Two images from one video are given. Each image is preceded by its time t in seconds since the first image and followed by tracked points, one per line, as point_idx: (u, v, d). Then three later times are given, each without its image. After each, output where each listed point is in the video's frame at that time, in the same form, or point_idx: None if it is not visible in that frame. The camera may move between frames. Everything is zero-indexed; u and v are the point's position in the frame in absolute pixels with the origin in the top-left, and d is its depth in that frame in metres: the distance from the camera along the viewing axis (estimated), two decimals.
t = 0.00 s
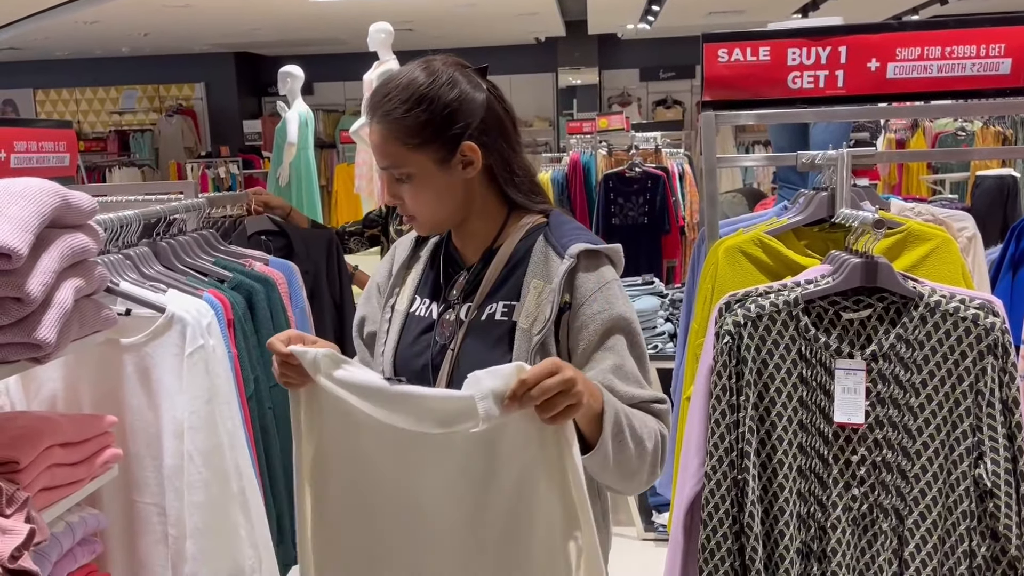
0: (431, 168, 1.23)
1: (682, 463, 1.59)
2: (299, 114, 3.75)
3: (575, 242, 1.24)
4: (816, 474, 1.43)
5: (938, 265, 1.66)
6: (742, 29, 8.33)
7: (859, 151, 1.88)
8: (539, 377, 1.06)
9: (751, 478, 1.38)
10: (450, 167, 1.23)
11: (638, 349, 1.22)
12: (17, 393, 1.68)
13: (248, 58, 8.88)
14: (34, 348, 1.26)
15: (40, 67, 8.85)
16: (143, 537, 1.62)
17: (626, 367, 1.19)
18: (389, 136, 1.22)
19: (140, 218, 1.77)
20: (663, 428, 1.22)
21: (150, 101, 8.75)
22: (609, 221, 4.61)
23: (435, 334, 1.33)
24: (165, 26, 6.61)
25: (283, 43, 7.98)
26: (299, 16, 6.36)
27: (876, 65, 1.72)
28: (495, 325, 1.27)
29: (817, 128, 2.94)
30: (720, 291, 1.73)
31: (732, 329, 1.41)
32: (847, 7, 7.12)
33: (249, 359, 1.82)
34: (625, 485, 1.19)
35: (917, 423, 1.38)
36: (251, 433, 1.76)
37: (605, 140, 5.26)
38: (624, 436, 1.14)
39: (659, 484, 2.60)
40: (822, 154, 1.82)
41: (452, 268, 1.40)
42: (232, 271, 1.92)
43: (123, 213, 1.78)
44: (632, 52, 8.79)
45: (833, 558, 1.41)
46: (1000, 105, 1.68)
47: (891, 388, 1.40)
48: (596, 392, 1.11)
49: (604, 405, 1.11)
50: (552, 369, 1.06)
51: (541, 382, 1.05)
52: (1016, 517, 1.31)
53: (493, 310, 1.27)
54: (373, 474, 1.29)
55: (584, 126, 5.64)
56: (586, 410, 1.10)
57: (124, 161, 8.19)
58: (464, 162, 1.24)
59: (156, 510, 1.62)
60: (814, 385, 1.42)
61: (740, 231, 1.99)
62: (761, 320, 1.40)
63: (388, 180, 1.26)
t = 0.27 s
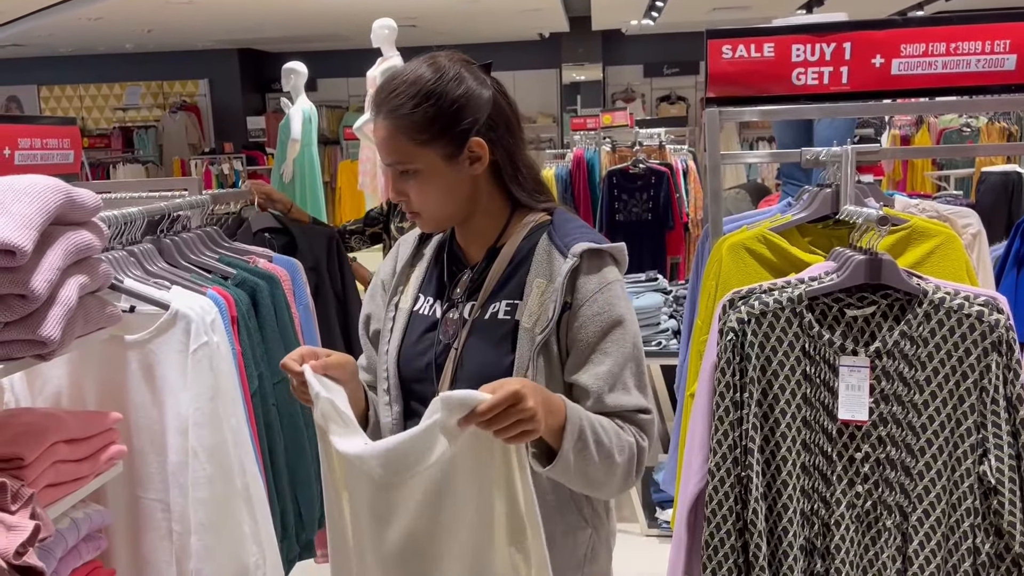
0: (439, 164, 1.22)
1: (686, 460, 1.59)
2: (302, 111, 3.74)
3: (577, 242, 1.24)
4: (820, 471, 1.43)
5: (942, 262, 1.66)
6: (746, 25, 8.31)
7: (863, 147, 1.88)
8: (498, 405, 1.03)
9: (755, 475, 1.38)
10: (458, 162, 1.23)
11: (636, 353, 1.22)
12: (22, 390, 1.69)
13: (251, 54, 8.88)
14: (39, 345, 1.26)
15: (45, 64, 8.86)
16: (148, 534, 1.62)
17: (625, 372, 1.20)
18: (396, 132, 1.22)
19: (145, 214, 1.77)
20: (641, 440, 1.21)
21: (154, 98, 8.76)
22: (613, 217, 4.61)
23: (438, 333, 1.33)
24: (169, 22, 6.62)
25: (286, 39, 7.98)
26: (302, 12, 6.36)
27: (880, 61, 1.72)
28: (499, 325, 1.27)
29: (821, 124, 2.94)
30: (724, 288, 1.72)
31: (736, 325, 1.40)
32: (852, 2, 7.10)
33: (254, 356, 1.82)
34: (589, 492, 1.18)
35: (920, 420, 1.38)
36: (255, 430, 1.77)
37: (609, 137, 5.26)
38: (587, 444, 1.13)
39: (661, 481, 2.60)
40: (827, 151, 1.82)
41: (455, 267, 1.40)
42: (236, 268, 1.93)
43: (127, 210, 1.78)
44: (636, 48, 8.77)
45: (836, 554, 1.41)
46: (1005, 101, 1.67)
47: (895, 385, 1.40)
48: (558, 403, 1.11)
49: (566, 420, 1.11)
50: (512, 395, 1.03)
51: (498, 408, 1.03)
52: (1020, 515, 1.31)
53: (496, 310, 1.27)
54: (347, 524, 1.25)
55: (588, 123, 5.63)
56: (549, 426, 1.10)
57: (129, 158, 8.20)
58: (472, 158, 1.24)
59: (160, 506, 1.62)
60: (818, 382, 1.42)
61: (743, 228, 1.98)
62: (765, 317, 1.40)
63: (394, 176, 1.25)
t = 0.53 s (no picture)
0: (455, 158, 1.22)
1: (690, 457, 1.59)
2: (305, 107, 3.73)
3: (582, 239, 1.24)
4: (824, 468, 1.42)
5: (947, 258, 1.65)
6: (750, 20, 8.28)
7: (867, 142, 1.88)
8: (501, 428, 1.03)
9: (760, 471, 1.38)
10: (474, 156, 1.23)
11: (638, 352, 1.22)
12: (27, 386, 1.69)
13: (255, 50, 8.88)
14: (44, 342, 1.27)
15: (48, 60, 8.87)
16: (152, 530, 1.63)
17: (627, 366, 1.20)
18: (411, 124, 1.20)
19: (149, 211, 1.78)
20: (642, 441, 1.21)
21: (158, 94, 8.77)
22: (617, 214, 4.61)
23: (442, 330, 1.33)
24: (173, 18, 6.62)
25: (289, 36, 7.97)
26: (306, 8, 6.36)
27: (886, 57, 1.71)
28: (503, 322, 1.27)
29: (825, 120, 2.93)
30: (729, 285, 1.72)
31: (740, 322, 1.40)
32: None
33: (258, 352, 1.83)
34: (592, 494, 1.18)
35: (925, 416, 1.38)
36: (260, 425, 1.78)
37: (612, 133, 5.25)
38: (589, 450, 1.13)
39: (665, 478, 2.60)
40: (831, 147, 1.81)
41: (459, 264, 1.40)
42: (241, 264, 1.93)
43: (131, 206, 1.78)
44: (640, 44, 8.75)
45: (841, 551, 1.41)
46: (1011, 96, 1.66)
47: (900, 381, 1.39)
48: (558, 413, 1.12)
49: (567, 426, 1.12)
50: (516, 417, 1.03)
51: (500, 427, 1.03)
52: None
53: (501, 307, 1.27)
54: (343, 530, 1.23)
55: (592, 119, 5.62)
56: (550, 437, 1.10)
57: (132, 154, 8.22)
58: (487, 152, 1.24)
59: (164, 502, 1.62)
60: (823, 379, 1.42)
61: (748, 224, 1.98)
62: (769, 314, 1.40)
63: (405, 168, 1.23)
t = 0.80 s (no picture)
0: (469, 150, 1.22)
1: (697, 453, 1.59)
2: (309, 103, 3.72)
3: (592, 235, 1.24)
4: (832, 463, 1.42)
5: (955, 253, 1.65)
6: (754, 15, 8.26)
7: (875, 138, 1.87)
8: (499, 407, 1.05)
9: (768, 467, 1.37)
10: (489, 150, 1.24)
11: (645, 347, 1.22)
12: (35, 382, 1.69)
13: (258, 46, 8.87)
14: (53, 337, 1.26)
15: (52, 57, 8.87)
16: (161, 525, 1.63)
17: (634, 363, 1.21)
18: (427, 115, 1.19)
19: (155, 207, 1.78)
20: (644, 435, 1.22)
21: (161, 90, 8.77)
22: (621, 210, 4.60)
23: (450, 327, 1.33)
24: (176, 15, 6.61)
25: (292, 32, 7.96)
26: (309, 5, 6.35)
27: (893, 51, 1.71)
28: (513, 318, 1.27)
29: (831, 115, 2.92)
30: (735, 280, 1.72)
31: (748, 317, 1.40)
32: None
33: (265, 348, 1.83)
34: (590, 484, 1.19)
35: (933, 412, 1.37)
36: (266, 421, 1.78)
37: (616, 128, 5.24)
38: (588, 440, 1.15)
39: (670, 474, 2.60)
40: (839, 142, 1.80)
41: (466, 259, 1.40)
42: (247, 261, 1.93)
43: (138, 202, 1.78)
44: (643, 39, 8.72)
45: (849, 546, 1.41)
46: (1019, 90, 1.66)
47: (908, 377, 1.39)
48: (558, 399, 1.13)
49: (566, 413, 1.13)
50: (516, 397, 1.05)
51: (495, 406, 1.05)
52: None
53: (510, 303, 1.27)
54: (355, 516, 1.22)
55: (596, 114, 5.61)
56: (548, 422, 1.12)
57: (136, 151, 8.22)
58: (501, 146, 1.25)
59: (173, 498, 1.63)
60: (830, 374, 1.41)
61: (755, 220, 1.98)
62: (777, 309, 1.39)
63: (419, 159, 1.23)
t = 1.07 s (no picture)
0: (482, 143, 1.21)
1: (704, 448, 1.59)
2: (314, 99, 3.72)
3: (601, 231, 1.25)
4: (840, 458, 1.42)
5: (963, 248, 1.65)
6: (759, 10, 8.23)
7: (883, 132, 1.87)
8: (446, 370, 1.11)
9: (775, 462, 1.37)
10: (501, 144, 1.23)
11: (647, 341, 1.23)
12: (43, 376, 1.70)
13: (262, 42, 8.87)
14: (61, 333, 1.27)
15: (58, 53, 8.89)
16: (169, 520, 1.64)
17: (633, 357, 1.21)
18: (441, 109, 1.19)
19: (162, 203, 1.78)
20: (629, 433, 1.20)
21: (166, 86, 8.78)
22: (626, 205, 4.60)
23: (459, 321, 1.33)
24: (182, 11, 6.61)
25: (296, 27, 7.95)
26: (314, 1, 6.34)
27: (901, 45, 1.70)
28: (522, 312, 1.26)
29: (838, 109, 2.91)
30: (743, 275, 1.71)
31: (756, 312, 1.40)
32: None
33: (273, 343, 1.83)
34: (561, 474, 1.18)
35: (942, 407, 1.37)
36: (274, 416, 1.78)
37: (622, 123, 5.23)
38: (551, 426, 1.15)
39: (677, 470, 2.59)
40: (846, 136, 1.81)
41: (476, 254, 1.40)
42: (254, 256, 1.93)
43: (145, 198, 1.78)
44: (648, 33, 8.69)
45: (857, 541, 1.40)
46: None
47: (916, 371, 1.39)
48: (522, 382, 1.15)
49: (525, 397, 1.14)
50: (461, 363, 1.10)
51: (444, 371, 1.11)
52: None
53: (518, 298, 1.27)
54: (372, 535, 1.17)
55: (600, 109, 5.59)
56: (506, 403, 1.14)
57: (141, 147, 8.23)
58: (513, 140, 1.25)
59: (181, 492, 1.63)
60: (839, 369, 1.41)
61: (762, 214, 1.97)
62: (785, 304, 1.39)
63: (431, 152, 1.22)
